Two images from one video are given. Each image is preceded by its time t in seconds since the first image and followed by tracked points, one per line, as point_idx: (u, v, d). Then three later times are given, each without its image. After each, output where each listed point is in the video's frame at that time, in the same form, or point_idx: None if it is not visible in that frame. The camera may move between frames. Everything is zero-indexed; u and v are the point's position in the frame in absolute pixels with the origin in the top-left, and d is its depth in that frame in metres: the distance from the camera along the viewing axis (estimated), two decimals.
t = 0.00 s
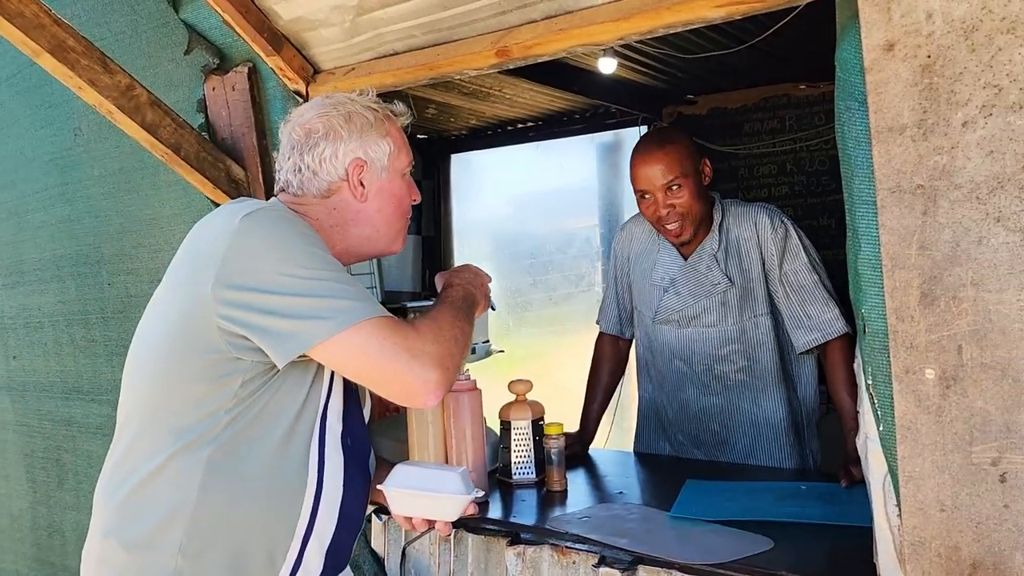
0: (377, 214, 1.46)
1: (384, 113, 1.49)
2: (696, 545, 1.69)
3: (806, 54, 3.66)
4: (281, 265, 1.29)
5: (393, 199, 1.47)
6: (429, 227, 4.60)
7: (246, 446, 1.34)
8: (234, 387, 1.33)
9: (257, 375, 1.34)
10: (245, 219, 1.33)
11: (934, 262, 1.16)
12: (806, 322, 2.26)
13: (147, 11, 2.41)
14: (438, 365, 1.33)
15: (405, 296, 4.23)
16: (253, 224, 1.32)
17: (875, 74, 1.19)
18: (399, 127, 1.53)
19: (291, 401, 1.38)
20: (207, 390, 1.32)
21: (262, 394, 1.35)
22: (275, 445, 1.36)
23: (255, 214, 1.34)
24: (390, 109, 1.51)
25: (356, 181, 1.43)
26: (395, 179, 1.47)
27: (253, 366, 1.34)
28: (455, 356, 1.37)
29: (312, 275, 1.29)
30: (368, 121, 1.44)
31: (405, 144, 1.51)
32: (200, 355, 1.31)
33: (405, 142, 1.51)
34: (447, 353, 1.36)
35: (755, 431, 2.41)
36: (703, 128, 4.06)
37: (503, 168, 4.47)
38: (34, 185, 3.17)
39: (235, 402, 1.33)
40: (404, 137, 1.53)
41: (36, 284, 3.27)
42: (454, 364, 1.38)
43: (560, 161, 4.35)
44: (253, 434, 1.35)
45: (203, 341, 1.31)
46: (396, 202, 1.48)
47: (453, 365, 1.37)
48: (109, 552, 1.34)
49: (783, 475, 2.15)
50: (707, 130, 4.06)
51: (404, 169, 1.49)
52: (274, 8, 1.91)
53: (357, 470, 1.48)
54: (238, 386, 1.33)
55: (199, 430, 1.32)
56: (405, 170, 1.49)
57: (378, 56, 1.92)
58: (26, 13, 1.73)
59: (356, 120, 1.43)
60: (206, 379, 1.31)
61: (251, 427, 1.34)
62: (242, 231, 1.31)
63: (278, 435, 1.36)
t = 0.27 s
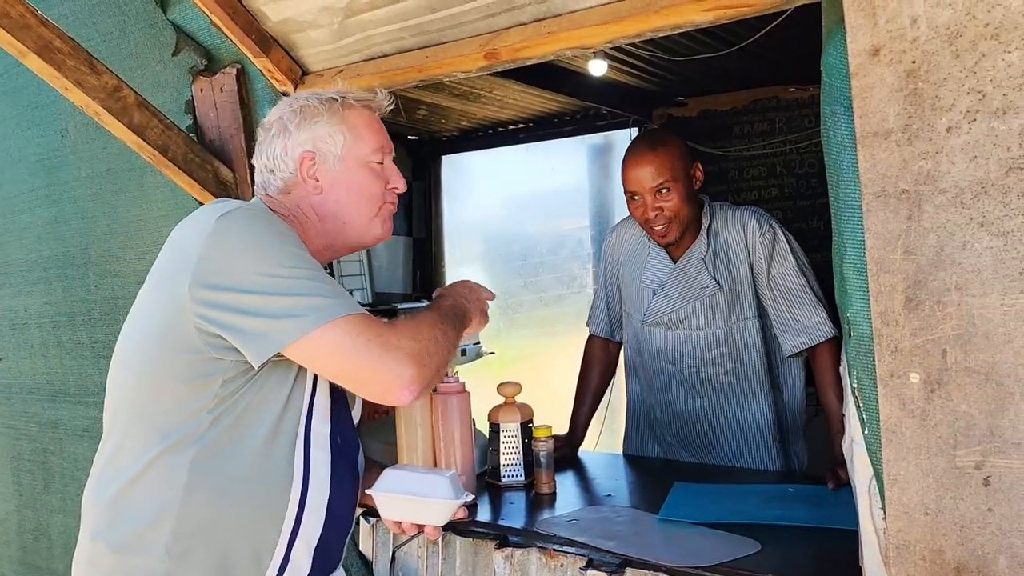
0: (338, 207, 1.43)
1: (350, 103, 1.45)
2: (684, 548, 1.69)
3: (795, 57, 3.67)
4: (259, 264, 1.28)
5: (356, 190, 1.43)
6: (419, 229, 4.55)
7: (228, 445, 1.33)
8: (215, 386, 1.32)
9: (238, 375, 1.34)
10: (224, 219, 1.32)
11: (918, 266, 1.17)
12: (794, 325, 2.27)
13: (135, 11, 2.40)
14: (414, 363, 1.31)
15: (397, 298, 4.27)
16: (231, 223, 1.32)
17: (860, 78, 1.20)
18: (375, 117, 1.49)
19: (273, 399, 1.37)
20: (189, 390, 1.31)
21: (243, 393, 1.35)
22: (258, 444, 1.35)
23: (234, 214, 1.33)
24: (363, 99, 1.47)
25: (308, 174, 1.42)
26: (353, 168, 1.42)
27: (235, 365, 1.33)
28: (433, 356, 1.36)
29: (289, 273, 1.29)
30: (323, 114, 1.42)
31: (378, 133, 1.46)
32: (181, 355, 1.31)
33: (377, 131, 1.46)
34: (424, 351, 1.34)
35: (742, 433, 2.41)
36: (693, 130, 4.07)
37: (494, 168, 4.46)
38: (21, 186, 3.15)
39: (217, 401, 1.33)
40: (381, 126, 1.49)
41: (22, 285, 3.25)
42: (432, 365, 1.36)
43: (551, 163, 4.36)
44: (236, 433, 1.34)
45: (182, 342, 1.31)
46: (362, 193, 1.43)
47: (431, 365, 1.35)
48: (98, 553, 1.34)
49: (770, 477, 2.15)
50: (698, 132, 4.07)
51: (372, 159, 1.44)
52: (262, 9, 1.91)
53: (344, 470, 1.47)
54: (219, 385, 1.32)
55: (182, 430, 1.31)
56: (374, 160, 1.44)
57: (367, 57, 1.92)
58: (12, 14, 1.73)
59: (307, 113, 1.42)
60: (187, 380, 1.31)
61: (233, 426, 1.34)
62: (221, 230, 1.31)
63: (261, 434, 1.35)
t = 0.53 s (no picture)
0: (254, 185, 1.45)
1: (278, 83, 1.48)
2: (677, 548, 1.68)
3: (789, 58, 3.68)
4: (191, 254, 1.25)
5: (265, 166, 1.43)
6: (414, 229, 4.59)
7: (179, 439, 1.31)
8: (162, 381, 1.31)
9: (181, 370, 1.31)
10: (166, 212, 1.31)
11: (911, 265, 1.16)
12: (785, 326, 2.26)
13: (126, 9, 2.38)
14: (348, 347, 1.25)
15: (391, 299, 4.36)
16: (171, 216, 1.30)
17: (853, 77, 1.19)
18: (310, 93, 1.47)
19: (220, 393, 1.34)
20: (139, 385, 1.31)
21: (190, 388, 1.32)
22: (208, 437, 1.32)
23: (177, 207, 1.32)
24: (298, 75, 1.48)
25: (239, 159, 1.50)
26: (260, 144, 1.43)
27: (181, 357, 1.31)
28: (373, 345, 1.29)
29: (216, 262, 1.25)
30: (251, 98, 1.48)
31: (297, 107, 1.45)
32: (129, 355, 1.31)
33: (294, 105, 1.45)
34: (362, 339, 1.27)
35: (734, 435, 2.41)
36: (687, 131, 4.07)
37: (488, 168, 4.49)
38: (11, 185, 3.13)
39: (166, 395, 1.31)
40: (314, 102, 1.47)
41: (12, 284, 3.22)
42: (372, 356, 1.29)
43: (546, 164, 4.36)
44: (186, 426, 1.32)
45: (129, 341, 1.30)
46: (272, 168, 1.43)
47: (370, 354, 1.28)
48: (80, 554, 1.38)
49: (763, 478, 2.15)
50: (692, 132, 4.07)
51: (283, 133, 1.44)
52: (254, 7, 1.90)
53: (307, 463, 1.45)
54: (167, 380, 1.31)
55: (138, 427, 1.31)
56: (286, 134, 1.44)
57: (359, 55, 1.91)
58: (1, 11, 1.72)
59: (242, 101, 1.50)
60: (135, 379, 1.31)
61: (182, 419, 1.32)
62: (157, 222, 1.29)
63: (212, 425, 1.33)
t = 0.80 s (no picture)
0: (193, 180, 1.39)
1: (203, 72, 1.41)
2: (681, 547, 1.69)
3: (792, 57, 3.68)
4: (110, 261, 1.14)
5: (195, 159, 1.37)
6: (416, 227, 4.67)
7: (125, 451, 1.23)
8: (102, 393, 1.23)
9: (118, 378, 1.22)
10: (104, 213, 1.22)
11: (918, 264, 1.17)
12: (786, 325, 2.27)
13: (130, 8, 2.37)
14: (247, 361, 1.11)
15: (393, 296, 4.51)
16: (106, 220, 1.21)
17: (860, 77, 1.19)
18: (232, 75, 1.39)
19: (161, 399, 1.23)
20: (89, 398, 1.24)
21: (131, 397, 1.23)
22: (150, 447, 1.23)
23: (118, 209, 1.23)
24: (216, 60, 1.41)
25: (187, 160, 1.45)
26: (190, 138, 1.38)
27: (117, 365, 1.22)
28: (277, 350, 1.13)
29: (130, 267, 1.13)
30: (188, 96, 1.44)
31: (215, 91, 1.37)
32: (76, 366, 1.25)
33: (214, 91, 1.37)
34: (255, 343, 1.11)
35: (737, 435, 2.41)
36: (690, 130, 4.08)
37: (489, 168, 4.49)
38: (14, 183, 3.13)
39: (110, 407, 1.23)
40: (234, 83, 1.38)
41: (15, 283, 3.23)
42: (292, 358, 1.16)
43: (548, 164, 4.36)
44: (129, 438, 1.23)
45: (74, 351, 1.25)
46: (200, 159, 1.36)
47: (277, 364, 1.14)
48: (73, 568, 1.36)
49: (767, 477, 2.15)
50: (695, 131, 4.07)
51: (203, 121, 1.37)
52: (258, 5, 1.90)
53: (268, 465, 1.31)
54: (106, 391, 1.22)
55: (96, 441, 1.25)
56: (206, 121, 1.37)
57: (364, 54, 1.91)
58: (6, 10, 1.72)
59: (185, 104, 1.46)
60: (83, 391, 1.25)
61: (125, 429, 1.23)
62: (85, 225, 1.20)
63: (156, 435, 1.23)
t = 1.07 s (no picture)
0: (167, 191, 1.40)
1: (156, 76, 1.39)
2: (699, 544, 1.70)
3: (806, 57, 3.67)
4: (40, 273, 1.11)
5: (167, 173, 1.38)
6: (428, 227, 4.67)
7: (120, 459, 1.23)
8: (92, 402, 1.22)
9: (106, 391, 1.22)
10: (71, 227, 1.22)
11: (939, 262, 1.17)
12: (801, 325, 2.27)
13: (153, 9, 2.37)
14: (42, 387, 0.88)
15: (404, 295, 4.52)
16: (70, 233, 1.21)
17: (881, 76, 1.20)
18: (187, 81, 1.38)
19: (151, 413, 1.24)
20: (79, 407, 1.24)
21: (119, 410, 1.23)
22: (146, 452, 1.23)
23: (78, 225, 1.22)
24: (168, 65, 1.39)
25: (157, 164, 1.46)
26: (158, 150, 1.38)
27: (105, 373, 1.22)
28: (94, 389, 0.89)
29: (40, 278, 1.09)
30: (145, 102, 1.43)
31: (174, 101, 1.37)
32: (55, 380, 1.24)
33: (171, 99, 1.36)
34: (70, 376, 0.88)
35: (752, 434, 2.41)
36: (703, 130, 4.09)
37: (502, 168, 4.51)
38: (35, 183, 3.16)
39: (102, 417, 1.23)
40: (192, 90, 1.37)
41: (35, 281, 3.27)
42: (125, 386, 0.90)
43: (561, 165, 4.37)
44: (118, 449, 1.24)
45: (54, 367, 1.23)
46: (171, 173, 1.37)
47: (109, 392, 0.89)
48: None
49: (782, 475, 2.16)
50: (707, 132, 4.08)
51: (168, 134, 1.37)
52: (280, 7, 1.93)
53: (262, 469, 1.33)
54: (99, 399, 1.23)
55: (88, 452, 1.25)
56: (171, 134, 1.36)
57: (384, 55, 1.92)
58: (33, 11, 1.75)
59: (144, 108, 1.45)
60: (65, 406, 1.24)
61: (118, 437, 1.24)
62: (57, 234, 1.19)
63: (150, 440, 1.24)
